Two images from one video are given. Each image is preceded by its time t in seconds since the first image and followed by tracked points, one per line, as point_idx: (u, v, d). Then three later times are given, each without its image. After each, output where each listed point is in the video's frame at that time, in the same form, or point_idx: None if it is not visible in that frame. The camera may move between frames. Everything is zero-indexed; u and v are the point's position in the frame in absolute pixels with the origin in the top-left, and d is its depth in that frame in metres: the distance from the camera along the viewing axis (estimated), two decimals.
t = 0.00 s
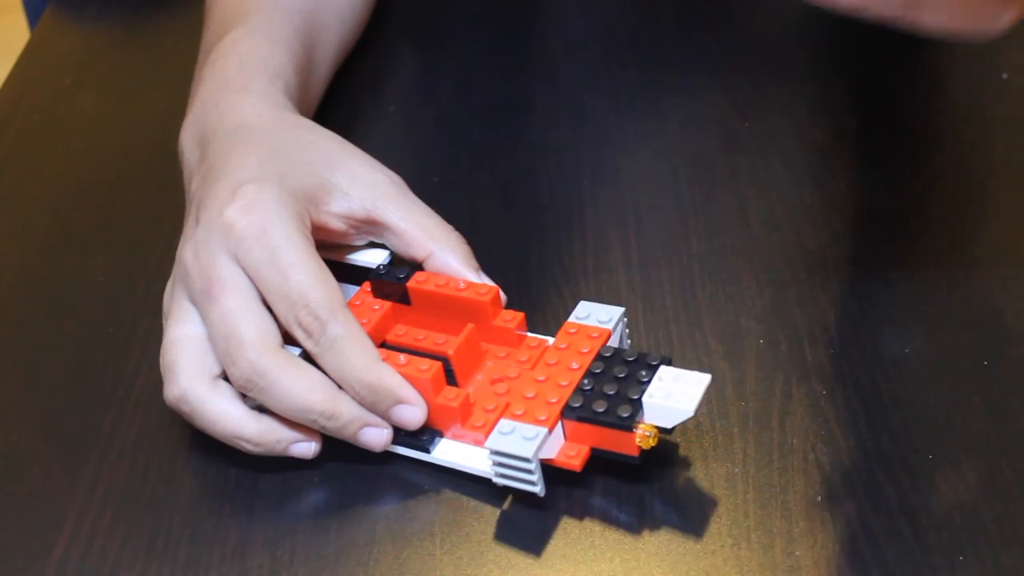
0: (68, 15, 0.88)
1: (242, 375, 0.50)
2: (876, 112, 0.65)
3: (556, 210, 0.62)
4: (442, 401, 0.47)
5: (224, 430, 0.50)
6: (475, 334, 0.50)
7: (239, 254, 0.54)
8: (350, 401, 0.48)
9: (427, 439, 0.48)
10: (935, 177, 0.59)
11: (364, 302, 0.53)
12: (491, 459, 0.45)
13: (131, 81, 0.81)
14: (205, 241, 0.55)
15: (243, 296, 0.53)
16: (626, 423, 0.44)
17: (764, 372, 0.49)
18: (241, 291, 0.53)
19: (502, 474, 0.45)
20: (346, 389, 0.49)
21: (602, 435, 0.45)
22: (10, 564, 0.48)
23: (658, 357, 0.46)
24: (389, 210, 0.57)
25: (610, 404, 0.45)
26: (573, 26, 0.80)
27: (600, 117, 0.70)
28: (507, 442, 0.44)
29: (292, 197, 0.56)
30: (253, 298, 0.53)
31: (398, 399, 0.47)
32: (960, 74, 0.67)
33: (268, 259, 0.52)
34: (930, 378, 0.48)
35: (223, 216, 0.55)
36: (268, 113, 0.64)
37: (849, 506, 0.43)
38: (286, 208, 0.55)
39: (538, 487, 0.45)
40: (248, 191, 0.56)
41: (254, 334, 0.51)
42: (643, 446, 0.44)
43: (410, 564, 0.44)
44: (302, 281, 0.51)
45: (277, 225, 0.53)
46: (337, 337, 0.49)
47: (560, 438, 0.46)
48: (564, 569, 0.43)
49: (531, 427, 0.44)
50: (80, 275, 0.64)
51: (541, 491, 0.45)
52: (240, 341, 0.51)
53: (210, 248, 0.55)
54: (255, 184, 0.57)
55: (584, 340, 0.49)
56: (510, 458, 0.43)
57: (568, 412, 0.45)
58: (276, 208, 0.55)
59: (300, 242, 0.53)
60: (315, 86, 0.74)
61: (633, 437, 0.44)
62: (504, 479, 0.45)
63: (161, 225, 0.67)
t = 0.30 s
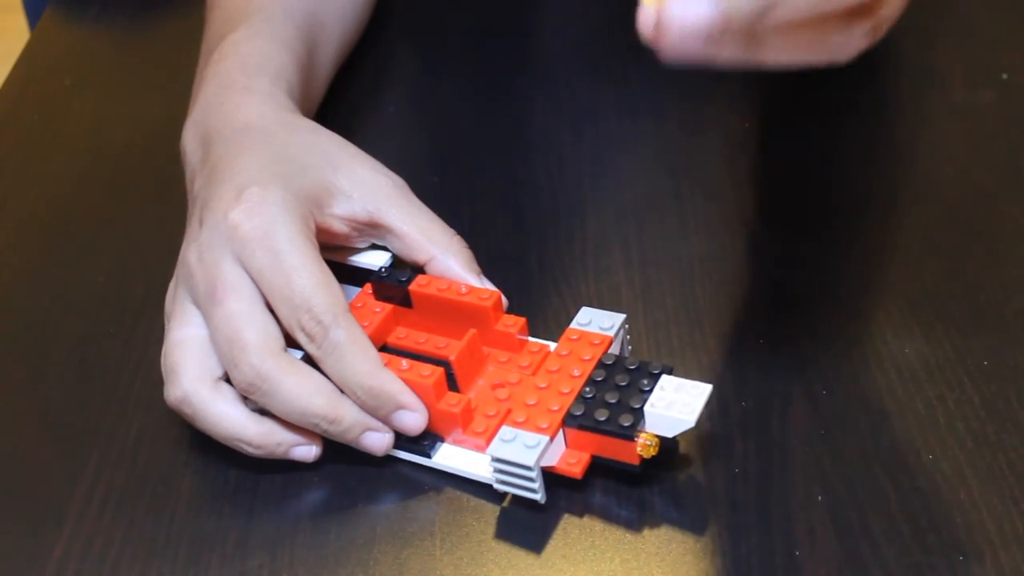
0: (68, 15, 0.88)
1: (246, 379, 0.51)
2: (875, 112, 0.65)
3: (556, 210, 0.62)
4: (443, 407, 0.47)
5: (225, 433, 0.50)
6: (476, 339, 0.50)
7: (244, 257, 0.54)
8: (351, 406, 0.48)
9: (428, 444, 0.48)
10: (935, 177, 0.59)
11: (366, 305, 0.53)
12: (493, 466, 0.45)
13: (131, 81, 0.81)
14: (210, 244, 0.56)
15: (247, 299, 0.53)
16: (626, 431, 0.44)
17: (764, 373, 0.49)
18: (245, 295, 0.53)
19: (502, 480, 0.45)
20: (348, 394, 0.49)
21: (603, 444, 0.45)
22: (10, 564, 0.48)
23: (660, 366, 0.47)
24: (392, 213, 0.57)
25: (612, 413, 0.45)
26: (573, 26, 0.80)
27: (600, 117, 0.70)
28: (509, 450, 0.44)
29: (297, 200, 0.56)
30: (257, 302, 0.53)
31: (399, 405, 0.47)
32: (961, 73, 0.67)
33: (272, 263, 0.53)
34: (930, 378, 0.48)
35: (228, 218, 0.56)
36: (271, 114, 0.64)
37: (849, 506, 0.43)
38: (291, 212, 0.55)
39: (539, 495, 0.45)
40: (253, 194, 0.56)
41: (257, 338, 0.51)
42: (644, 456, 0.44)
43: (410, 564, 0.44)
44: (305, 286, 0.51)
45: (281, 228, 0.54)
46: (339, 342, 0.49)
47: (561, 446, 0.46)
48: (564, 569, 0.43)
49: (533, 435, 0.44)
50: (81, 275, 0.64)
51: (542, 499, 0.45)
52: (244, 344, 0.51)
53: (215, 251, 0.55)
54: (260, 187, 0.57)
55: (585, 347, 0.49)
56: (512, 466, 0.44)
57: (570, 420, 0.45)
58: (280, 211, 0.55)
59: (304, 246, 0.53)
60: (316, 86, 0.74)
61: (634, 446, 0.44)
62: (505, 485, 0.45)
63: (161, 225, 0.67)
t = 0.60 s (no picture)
0: (67, 14, 0.88)
1: (248, 382, 0.51)
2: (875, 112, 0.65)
3: (555, 210, 0.62)
4: (444, 411, 0.47)
5: (227, 436, 0.50)
6: (478, 341, 0.50)
7: (247, 261, 0.54)
8: (354, 410, 0.48)
9: (430, 447, 0.48)
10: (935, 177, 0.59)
11: (368, 306, 0.53)
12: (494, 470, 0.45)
13: (131, 81, 0.81)
14: (213, 248, 0.56)
15: (249, 303, 0.53)
16: (628, 435, 0.44)
17: (764, 373, 0.49)
18: (248, 298, 0.53)
19: (504, 485, 0.45)
20: (351, 398, 0.49)
21: (604, 447, 0.45)
22: (10, 564, 0.48)
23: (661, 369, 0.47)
24: (393, 213, 0.57)
25: (614, 416, 0.45)
26: (573, 26, 0.80)
27: (600, 117, 0.70)
28: (510, 454, 0.44)
29: (299, 202, 0.56)
30: (260, 305, 0.53)
31: (401, 410, 0.47)
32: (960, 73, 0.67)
33: (275, 266, 0.53)
34: (931, 378, 0.48)
35: (231, 221, 0.56)
36: (273, 114, 0.64)
37: (849, 506, 0.43)
38: (293, 214, 0.55)
39: (541, 498, 0.45)
40: (256, 197, 0.56)
41: (260, 341, 0.51)
42: (645, 459, 0.44)
43: (410, 564, 0.44)
44: (308, 290, 0.51)
45: (283, 232, 0.54)
46: (342, 346, 0.49)
47: (563, 448, 0.46)
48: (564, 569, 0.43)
49: (534, 439, 0.44)
50: (81, 275, 0.64)
51: (545, 501, 0.45)
52: (247, 348, 0.51)
53: (218, 255, 0.55)
54: (263, 190, 0.57)
55: (587, 348, 0.49)
56: (513, 470, 0.44)
57: (571, 423, 0.45)
58: (283, 214, 0.55)
59: (307, 250, 0.53)
60: (317, 86, 0.74)
61: (635, 449, 0.44)
62: (507, 489, 0.45)
63: (161, 225, 0.67)
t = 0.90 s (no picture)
0: (67, 14, 0.88)
1: (248, 382, 0.51)
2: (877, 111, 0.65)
3: (556, 210, 0.62)
4: (444, 411, 0.47)
5: (218, 431, 0.50)
6: (478, 341, 0.50)
7: (248, 262, 0.54)
8: (354, 411, 0.48)
9: (431, 447, 0.48)
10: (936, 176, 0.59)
11: (368, 306, 0.53)
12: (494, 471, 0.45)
13: (132, 81, 0.81)
14: (214, 248, 0.56)
15: (251, 303, 0.53)
16: (628, 435, 0.44)
17: (764, 373, 0.49)
18: (249, 299, 0.53)
19: (504, 485, 0.45)
20: (352, 399, 0.49)
21: (605, 447, 0.45)
22: (11, 564, 0.48)
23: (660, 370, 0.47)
24: (394, 212, 0.57)
25: (614, 416, 0.45)
26: (573, 26, 0.80)
27: (600, 117, 0.70)
28: (510, 454, 0.44)
29: (301, 202, 0.56)
30: (261, 306, 0.53)
31: (401, 410, 0.48)
32: (962, 72, 0.66)
33: (276, 267, 0.52)
34: (931, 378, 0.47)
35: (233, 222, 0.56)
36: (274, 113, 0.64)
37: (849, 506, 0.43)
38: (294, 214, 0.55)
39: (542, 498, 0.45)
40: (257, 197, 0.56)
41: (260, 342, 0.51)
42: (645, 459, 0.44)
43: (410, 564, 0.44)
44: (308, 291, 0.51)
45: (285, 232, 0.54)
46: (341, 347, 0.49)
47: (563, 448, 0.46)
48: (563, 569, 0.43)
49: (535, 439, 0.44)
50: (81, 275, 0.64)
51: (545, 501, 0.45)
52: (248, 348, 0.51)
53: (220, 255, 0.55)
54: (264, 190, 0.57)
55: (587, 348, 0.49)
56: (512, 470, 0.44)
57: (571, 423, 0.45)
58: (285, 215, 0.55)
59: (308, 250, 0.53)
60: (317, 85, 0.74)
61: (636, 449, 0.44)
62: (507, 489, 0.45)
63: (161, 225, 0.67)
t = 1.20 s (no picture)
0: (66, 14, 0.88)
1: (249, 383, 0.51)
2: (876, 111, 0.65)
3: (555, 210, 0.62)
4: (445, 411, 0.48)
5: (220, 432, 0.50)
6: (479, 341, 0.50)
7: (248, 262, 0.54)
8: (355, 412, 0.48)
9: (431, 447, 0.49)
10: (935, 176, 0.59)
11: (367, 306, 0.53)
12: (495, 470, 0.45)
13: (131, 81, 0.81)
14: (215, 248, 0.56)
15: (252, 304, 0.53)
16: (629, 434, 0.44)
17: (763, 373, 0.50)
18: (250, 299, 0.53)
19: (505, 485, 0.45)
20: (353, 399, 0.49)
21: (605, 446, 0.45)
22: (10, 564, 0.48)
23: (660, 372, 0.47)
24: (394, 213, 0.57)
25: (615, 416, 0.45)
26: (573, 26, 0.80)
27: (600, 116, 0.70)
28: (510, 454, 0.44)
29: (302, 203, 0.56)
30: (262, 306, 0.53)
31: (403, 410, 0.48)
32: (961, 73, 0.67)
33: (276, 268, 0.52)
34: (930, 379, 0.48)
35: (234, 222, 0.55)
36: (274, 112, 0.64)
37: (849, 506, 0.43)
38: (294, 214, 0.55)
39: (543, 498, 0.45)
40: (257, 198, 0.56)
41: (261, 342, 0.51)
42: (646, 458, 0.44)
43: (410, 564, 0.44)
44: (308, 292, 0.51)
45: (285, 232, 0.53)
46: (342, 348, 0.49)
47: (564, 448, 0.46)
48: (564, 569, 0.43)
49: (536, 439, 0.44)
50: (81, 275, 0.64)
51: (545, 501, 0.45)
52: (248, 349, 0.51)
53: (220, 255, 0.55)
54: (265, 190, 0.57)
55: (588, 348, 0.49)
56: (513, 469, 0.44)
57: (571, 423, 0.46)
58: (286, 216, 0.55)
59: (308, 250, 0.53)
60: (317, 85, 0.74)
61: (636, 449, 0.44)
62: (508, 489, 0.45)
63: (160, 225, 0.67)
